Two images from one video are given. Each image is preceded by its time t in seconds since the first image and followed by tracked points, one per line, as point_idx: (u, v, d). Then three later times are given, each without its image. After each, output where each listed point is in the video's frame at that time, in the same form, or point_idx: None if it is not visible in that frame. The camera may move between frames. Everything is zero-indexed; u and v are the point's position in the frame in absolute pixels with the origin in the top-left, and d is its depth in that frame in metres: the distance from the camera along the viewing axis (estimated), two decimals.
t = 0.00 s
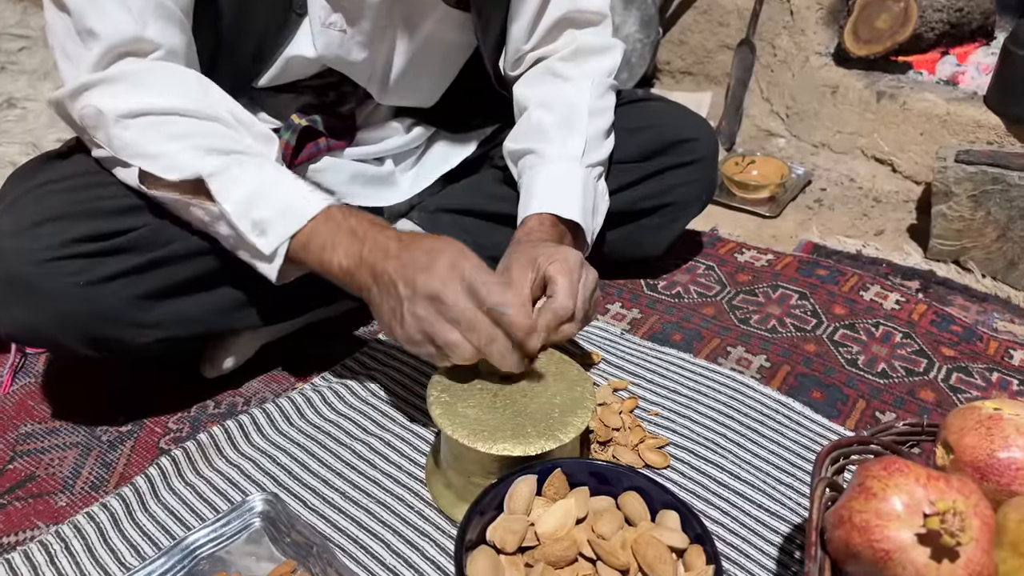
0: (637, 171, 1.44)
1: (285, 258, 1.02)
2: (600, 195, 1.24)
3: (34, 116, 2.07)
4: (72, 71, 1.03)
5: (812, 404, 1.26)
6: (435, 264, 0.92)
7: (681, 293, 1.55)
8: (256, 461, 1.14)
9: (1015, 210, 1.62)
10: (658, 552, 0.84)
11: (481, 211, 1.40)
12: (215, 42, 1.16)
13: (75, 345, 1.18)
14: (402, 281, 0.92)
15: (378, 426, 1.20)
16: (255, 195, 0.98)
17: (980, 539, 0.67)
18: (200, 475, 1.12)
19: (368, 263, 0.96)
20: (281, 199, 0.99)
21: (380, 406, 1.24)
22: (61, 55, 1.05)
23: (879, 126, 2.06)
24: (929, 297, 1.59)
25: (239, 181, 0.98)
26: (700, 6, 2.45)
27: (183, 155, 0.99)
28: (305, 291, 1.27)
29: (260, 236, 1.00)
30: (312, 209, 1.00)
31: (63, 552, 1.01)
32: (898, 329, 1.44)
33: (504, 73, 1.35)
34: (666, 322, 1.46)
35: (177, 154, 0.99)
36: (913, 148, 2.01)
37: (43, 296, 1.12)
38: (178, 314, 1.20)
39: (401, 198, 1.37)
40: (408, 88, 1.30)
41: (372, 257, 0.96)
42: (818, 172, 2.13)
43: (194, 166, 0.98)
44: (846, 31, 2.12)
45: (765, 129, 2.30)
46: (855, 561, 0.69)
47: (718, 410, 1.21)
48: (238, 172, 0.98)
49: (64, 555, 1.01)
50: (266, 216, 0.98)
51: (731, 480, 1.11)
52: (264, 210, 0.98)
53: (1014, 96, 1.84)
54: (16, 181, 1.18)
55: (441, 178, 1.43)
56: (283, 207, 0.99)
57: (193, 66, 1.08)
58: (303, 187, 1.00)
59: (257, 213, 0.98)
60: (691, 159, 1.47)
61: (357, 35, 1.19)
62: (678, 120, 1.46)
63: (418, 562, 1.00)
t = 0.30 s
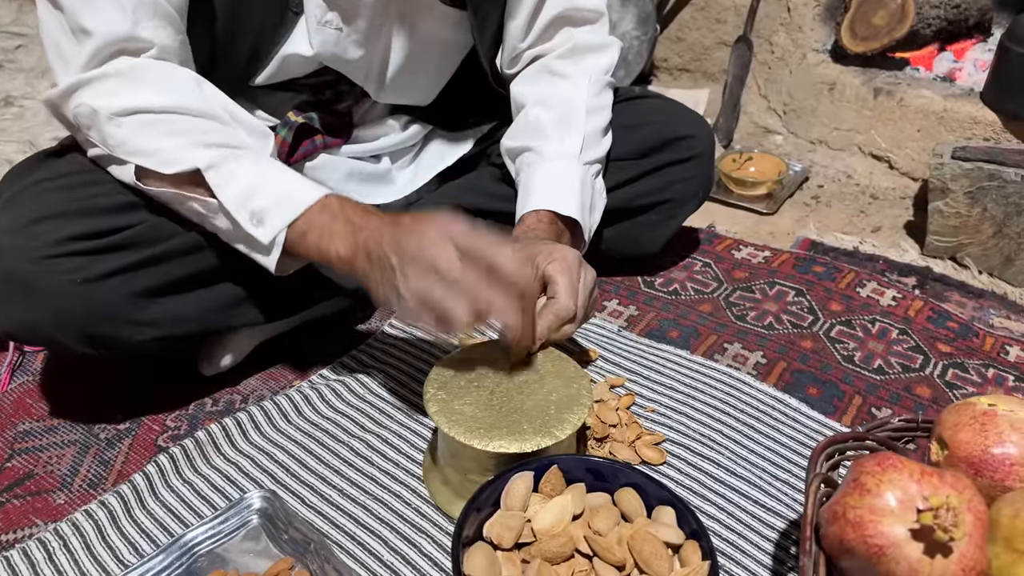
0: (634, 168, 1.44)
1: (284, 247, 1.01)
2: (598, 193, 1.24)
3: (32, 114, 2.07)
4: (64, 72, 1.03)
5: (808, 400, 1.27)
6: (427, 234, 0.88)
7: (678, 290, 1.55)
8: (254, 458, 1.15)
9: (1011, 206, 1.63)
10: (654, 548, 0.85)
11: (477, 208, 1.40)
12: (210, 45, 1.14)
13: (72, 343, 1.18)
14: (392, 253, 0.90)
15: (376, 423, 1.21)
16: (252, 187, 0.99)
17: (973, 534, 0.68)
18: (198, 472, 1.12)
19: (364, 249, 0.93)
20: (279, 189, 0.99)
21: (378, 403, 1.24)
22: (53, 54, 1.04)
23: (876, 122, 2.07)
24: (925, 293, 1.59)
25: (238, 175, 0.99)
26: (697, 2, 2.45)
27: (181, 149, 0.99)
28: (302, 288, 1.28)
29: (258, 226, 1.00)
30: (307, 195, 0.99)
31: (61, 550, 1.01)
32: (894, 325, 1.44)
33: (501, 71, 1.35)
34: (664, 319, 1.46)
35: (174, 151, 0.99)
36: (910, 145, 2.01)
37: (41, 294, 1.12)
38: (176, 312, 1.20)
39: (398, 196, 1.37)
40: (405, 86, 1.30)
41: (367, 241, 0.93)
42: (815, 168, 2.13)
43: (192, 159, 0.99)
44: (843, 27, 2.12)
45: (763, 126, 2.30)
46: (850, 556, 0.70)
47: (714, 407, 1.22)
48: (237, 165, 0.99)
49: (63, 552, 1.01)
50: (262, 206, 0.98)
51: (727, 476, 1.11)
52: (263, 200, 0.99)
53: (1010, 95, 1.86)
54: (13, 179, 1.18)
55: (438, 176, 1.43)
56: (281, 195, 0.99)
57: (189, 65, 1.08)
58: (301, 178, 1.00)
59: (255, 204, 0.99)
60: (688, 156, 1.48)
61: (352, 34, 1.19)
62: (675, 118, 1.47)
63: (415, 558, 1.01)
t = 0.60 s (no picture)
0: (633, 166, 1.45)
1: (284, 239, 1.01)
2: (597, 191, 1.25)
3: (31, 113, 2.07)
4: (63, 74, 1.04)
5: (807, 397, 1.27)
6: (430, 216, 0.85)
7: (677, 288, 1.55)
8: (254, 456, 1.15)
9: (1009, 203, 1.63)
10: (653, 543, 0.85)
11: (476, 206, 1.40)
12: (209, 43, 1.16)
13: (73, 341, 1.18)
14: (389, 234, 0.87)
15: (376, 420, 1.21)
16: (251, 179, 0.99)
17: (971, 528, 0.68)
18: (199, 470, 1.13)
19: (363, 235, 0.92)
20: (277, 180, 0.99)
21: (377, 401, 1.25)
22: (52, 55, 1.05)
23: (875, 120, 2.07)
24: (924, 290, 1.60)
25: (236, 168, 0.99)
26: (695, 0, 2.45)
27: (178, 144, 0.99)
28: (302, 286, 1.28)
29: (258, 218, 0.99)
30: (306, 184, 0.99)
31: (62, 546, 1.02)
32: (893, 322, 1.45)
33: (501, 70, 1.35)
34: (663, 316, 1.46)
35: (173, 146, 0.99)
36: (908, 142, 2.01)
37: (42, 292, 1.12)
38: (176, 310, 1.20)
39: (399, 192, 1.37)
40: (406, 86, 1.31)
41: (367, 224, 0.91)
42: (814, 166, 2.13)
43: (190, 154, 0.99)
44: (842, 25, 2.12)
45: (761, 123, 2.30)
46: (848, 551, 0.70)
47: (713, 403, 1.22)
48: (235, 157, 0.99)
49: (64, 548, 1.02)
50: (262, 196, 0.98)
51: (726, 472, 1.11)
52: (261, 192, 0.98)
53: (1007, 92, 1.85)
54: (13, 178, 1.18)
55: (437, 174, 1.43)
56: (278, 186, 0.99)
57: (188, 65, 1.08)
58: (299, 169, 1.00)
59: (254, 195, 0.99)
60: (686, 154, 1.48)
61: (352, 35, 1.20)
62: (674, 116, 1.47)
63: (415, 554, 1.01)
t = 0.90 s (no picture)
0: (633, 167, 1.45)
1: (287, 239, 1.01)
2: (597, 190, 1.25)
3: (32, 113, 2.07)
4: (65, 74, 1.04)
5: (805, 396, 1.27)
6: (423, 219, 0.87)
7: (676, 287, 1.56)
8: (254, 455, 1.15)
9: (1007, 202, 1.64)
10: (653, 541, 0.85)
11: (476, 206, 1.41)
12: (211, 44, 1.14)
13: (74, 341, 1.19)
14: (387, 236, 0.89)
15: (377, 419, 1.21)
16: (254, 181, 0.99)
17: (968, 526, 0.69)
18: (199, 469, 1.13)
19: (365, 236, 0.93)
20: (280, 181, 0.99)
21: (377, 399, 1.25)
22: (54, 57, 1.05)
23: (873, 120, 2.07)
24: (922, 289, 1.60)
25: (239, 169, 0.99)
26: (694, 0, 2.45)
27: (181, 145, 1.00)
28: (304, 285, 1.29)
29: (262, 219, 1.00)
30: (308, 184, 1.00)
31: (64, 545, 1.02)
32: (891, 322, 1.45)
33: (500, 71, 1.36)
34: (662, 316, 1.47)
35: (176, 147, 1.00)
36: (907, 142, 2.02)
37: (44, 292, 1.13)
38: (176, 310, 1.21)
39: (396, 192, 1.38)
40: (405, 87, 1.31)
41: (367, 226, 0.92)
42: (812, 166, 2.14)
43: (193, 154, 0.99)
44: (840, 25, 2.13)
45: (760, 124, 2.31)
46: (846, 549, 0.70)
47: (712, 402, 1.23)
48: (238, 158, 0.99)
49: (65, 548, 1.02)
50: (265, 199, 0.99)
51: (725, 471, 1.12)
52: (265, 192, 0.99)
53: (1005, 92, 1.86)
54: (14, 179, 1.19)
55: (436, 175, 1.44)
56: (281, 187, 0.99)
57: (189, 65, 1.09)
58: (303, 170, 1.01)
59: (258, 195, 0.99)
60: (685, 155, 1.49)
61: (353, 37, 1.20)
62: (672, 116, 1.47)
63: (416, 553, 1.01)
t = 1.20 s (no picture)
0: (630, 169, 1.46)
1: (277, 241, 1.03)
2: (592, 191, 1.26)
3: (31, 116, 2.08)
4: (61, 76, 1.05)
5: (801, 397, 1.28)
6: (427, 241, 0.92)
7: (673, 289, 1.57)
8: (254, 456, 1.16)
9: (1002, 204, 1.64)
10: (648, 541, 0.86)
11: (474, 209, 1.42)
12: (210, 48, 1.16)
13: (74, 343, 1.19)
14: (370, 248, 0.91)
15: (375, 421, 1.22)
16: (246, 183, 1.00)
17: (960, 525, 0.69)
18: (199, 470, 1.14)
19: (350, 239, 0.95)
20: (271, 184, 1.00)
21: (376, 400, 1.26)
22: (53, 58, 1.05)
23: (870, 122, 2.08)
24: (918, 291, 1.61)
25: (230, 171, 1.00)
26: (692, 3, 2.46)
27: (174, 147, 1.00)
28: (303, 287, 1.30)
29: (252, 220, 1.01)
30: (300, 188, 1.01)
31: (64, 546, 1.03)
32: (887, 323, 1.46)
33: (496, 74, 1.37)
34: (659, 318, 1.47)
35: (170, 150, 1.01)
36: (903, 144, 2.03)
37: (44, 294, 1.13)
38: (174, 312, 1.21)
39: (395, 194, 1.39)
40: (404, 90, 1.32)
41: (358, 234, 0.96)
42: (809, 168, 2.15)
43: (186, 157, 1.00)
44: (837, 28, 2.14)
45: (757, 126, 2.32)
46: (839, 548, 0.71)
47: (708, 403, 1.23)
48: (230, 160, 1.00)
49: (65, 549, 1.02)
50: (257, 203, 1.00)
51: (721, 472, 1.12)
52: (255, 195, 1.00)
53: (1001, 94, 1.86)
54: (15, 182, 1.19)
55: (434, 177, 1.44)
56: (272, 190, 1.00)
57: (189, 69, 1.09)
58: (293, 172, 1.02)
59: (248, 198, 1.00)
60: (682, 157, 1.49)
61: (352, 41, 1.21)
62: (669, 119, 1.48)
63: (414, 553, 1.02)
